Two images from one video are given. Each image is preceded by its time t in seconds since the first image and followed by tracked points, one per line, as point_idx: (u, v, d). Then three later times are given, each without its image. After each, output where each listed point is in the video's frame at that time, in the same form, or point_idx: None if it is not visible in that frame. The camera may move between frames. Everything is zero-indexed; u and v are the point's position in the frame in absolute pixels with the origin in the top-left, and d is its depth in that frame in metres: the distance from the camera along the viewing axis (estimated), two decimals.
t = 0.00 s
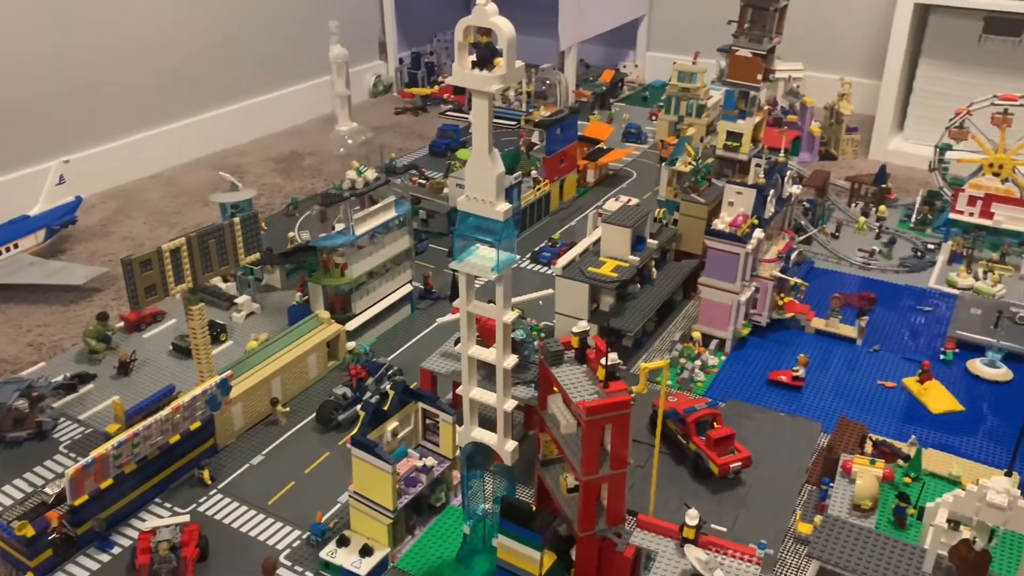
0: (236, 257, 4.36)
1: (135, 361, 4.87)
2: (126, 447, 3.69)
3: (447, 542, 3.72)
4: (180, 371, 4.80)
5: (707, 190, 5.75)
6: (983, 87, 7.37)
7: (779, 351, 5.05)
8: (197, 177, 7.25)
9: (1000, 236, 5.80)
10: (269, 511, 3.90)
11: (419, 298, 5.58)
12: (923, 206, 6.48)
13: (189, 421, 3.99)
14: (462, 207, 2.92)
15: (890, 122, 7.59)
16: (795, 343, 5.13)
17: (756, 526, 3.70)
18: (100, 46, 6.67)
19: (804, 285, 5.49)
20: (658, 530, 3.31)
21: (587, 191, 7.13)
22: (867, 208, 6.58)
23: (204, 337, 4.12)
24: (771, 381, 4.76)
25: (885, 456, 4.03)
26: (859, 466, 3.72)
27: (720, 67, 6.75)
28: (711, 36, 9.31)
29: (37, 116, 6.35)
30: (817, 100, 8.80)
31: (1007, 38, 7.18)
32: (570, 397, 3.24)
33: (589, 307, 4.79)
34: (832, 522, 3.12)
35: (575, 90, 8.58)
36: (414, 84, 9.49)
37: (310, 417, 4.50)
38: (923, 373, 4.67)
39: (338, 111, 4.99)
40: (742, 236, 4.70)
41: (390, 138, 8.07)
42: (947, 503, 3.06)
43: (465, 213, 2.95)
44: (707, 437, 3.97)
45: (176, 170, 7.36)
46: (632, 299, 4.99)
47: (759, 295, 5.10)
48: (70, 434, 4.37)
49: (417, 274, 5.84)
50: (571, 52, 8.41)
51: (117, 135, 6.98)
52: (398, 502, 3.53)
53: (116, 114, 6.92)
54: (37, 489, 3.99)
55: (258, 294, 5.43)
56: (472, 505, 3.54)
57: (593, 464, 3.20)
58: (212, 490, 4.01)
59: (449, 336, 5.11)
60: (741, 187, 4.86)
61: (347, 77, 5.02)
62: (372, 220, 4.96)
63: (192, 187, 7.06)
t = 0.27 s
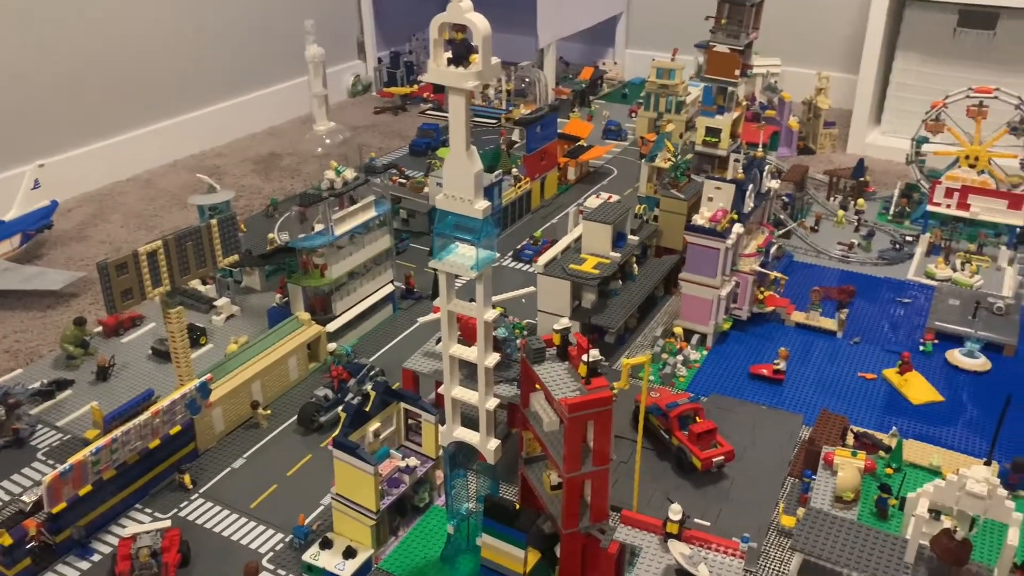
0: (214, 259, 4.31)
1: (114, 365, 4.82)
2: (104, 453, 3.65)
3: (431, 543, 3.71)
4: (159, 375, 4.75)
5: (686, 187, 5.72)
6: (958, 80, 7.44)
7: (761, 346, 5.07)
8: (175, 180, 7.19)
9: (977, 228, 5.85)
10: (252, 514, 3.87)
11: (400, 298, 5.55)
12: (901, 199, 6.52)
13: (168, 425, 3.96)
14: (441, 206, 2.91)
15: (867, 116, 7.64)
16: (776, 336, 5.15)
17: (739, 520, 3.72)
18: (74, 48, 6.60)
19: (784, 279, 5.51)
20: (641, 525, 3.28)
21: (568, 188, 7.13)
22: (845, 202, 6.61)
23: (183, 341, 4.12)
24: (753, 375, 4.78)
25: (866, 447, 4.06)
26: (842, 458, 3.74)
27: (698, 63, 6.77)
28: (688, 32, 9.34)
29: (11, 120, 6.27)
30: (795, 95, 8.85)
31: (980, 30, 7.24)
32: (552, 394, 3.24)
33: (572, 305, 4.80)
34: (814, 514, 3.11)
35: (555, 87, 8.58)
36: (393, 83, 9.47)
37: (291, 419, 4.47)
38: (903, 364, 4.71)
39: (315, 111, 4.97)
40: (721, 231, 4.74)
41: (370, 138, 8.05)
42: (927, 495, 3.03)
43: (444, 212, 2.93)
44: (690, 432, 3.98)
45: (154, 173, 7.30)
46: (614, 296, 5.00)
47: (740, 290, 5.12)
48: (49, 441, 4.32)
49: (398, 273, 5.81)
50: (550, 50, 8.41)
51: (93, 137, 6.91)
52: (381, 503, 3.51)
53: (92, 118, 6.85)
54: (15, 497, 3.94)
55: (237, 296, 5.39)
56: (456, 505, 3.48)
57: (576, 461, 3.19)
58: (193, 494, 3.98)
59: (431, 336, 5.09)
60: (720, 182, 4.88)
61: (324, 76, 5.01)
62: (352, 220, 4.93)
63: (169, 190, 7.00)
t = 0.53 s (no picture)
0: (194, 263, 4.30)
1: (94, 371, 4.78)
2: (84, 460, 3.62)
3: (416, 544, 3.70)
4: (140, 381, 4.72)
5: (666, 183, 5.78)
6: (934, 73, 7.50)
7: (743, 341, 5.09)
8: (153, 183, 7.13)
9: (955, 220, 5.90)
10: (235, 519, 3.84)
11: (383, 299, 5.53)
12: (880, 192, 6.57)
13: (150, 431, 3.93)
14: (419, 207, 2.89)
15: (846, 110, 7.69)
16: (757, 331, 5.18)
17: (723, 515, 3.73)
18: (50, 52, 6.54)
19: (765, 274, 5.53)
20: (626, 522, 3.33)
21: (549, 187, 7.13)
22: (825, 196, 6.65)
23: (162, 345, 4.08)
24: (735, 370, 4.80)
25: (847, 440, 4.07)
26: (824, 451, 3.78)
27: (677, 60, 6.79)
28: (667, 29, 9.36)
29: None
30: (774, 90, 8.89)
31: (956, 24, 7.31)
32: (534, 393, 3.24)
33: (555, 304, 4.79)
34: (797, 507, 3.13)
35: (536, 85, 8.59)
36: (373, 83, 9.44)
37: (274, 422, 4.45)
38: (884, 356, 4.74)
39: (293, 112, 4.95)
40: (702, 228, 4.76)
41: (350, 138, 8.02)
42: (907, 486, 3.08)
43: (423, 212, 2.92)
44: (673, 428, 3.98)
45: (132, 177, 7.24)
46: (596, 293, 5.00)
47: (721, 285, 5.14)
48: (28, 449, 4.27)
49: (380, 274, 5.79)
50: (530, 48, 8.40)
51: (70, 141, 6.85)
52: (365, 505, 3.50)
53: (67, 122, 6.77)
54: None
55: (218, 300, 5.36)
56: (440, 506, 3.49)
57: (559, 459, 3.20)
58: (176, 500, 3.95)
59: (413, 336, 5.07)
60: (700, 179, 4.91)
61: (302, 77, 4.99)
62: (332, 222, 4.90)
63: (148, 193, 6.94)
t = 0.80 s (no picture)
0: (174, 270, 4.27)
1: (76, 381, 4.75)
2: (66, 471, 3.60)
3: (401, 550, 3.69)
4: (122, 390, 4.69)
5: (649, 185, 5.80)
6: (913, 72, 7.56)
7: (726, 341, 5.11)
8: (135, 190, 7.09)
9: (936, 219, 5.94)
10: (219, 528, 3.83)
11: (366, 304, 5.51)
12: (861, 191, 6.61)
13: (132, 440, 3.91)
14: (399, 213, 2.89)
15: (827, 110, 7.73)
16: (741, 332, 5.20)
17: (708, 516, 3.74)
18: (28, 59, 6.50)
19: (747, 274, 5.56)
20: (610, 525, 3.32)
21: (533, 189, 7.14)
22: (807, 196, 6.69)
23: (144, 354, 4.06)
24: (718, 370, 4.83)
25: (830, 439, 4.09)
26: (807, 451, 3.78)
27: (658, 62, 6.81)
28: (648, 30, 9.39)
29: None
30: (756, 91, 8.93)
31: (934, 24, 7.36)
32: (517, 398, 3.24)
33: (538, 306, 4.80)
34: (780, 508, 3.16)
35: (518, 88, 8.59)
36: (356, 87, 9.42)
37: (258, 430, 4.43)
38: (866, 355, 4.77)
39: (274, 118, 4.94)
40: (684, 229, 4.78)
41: (332, 142, 8.00)
42: (888, 485, 3.04)
43: (403, 219, 2.91)
44: (657, 430, 3.99)
45: (113, 183, 7.19)
46: (580, 296, 5.01)
47: (704, 286, 5.17)
48: (9, 460, 4.24)
49: (364, 279, 5.78)
50: (512, 51, 8.40)
51: (49, 148, 6.79)
52: (349, 512, 3.49)
53: (46, 129, 6.72)
54: None
55: (201, 307, 5.34)
56: (425, 511, 3.53)
57: (543, 464, 3.20)
58: (159, 509, 3.93)
59: (397, 341, 5.06)
60: (682, 180, 4.93)
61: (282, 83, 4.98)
62: (314, 228, 4.89)
63: (129, 200, 6.90)
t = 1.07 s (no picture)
0: (161, 276, 4.26)
1: (62, 388, 4.72)
2: (52, 479, 3.57)
3: (391, 554, 3.68)
4: (108, 397, 4.66)
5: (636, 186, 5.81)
6: (897, 72, 7.61)
7: (714, 341, 5.13)
8: (121, 196, 7.05)
9: (921, 217, 5.98)
10: (207, 533, 3.81)
11: (354, 308, 5.50)
12: (847, 191, 6.64)
13: (119, 447, 3.88)
14: (386, 216, 2.88)
15: (812, 110, 7.78)
16: (728, 332, 5.22)
17: (697, 515, 3.75)
18: (12, 65, 6.46)
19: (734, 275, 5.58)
20: (600, 526, 3.31)
21: (520, 191, 7.15)
22: (793, 196, 6.72)
23: (131, 360, 4.02)
24: (707, 371, 4.84)
25: (818, 438, 4.13)
26: (796, 450, 3.78)
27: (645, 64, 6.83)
28: (634, 32, 9.42)
29: None
30: (741, 92, 8.97)
31: (917, 24, 7.42)
32: (506, 400, 3.24)
33: (527, 308, 4.80)
34: (767, 507, 3.18)
35: (505, 91, 8.60)
36: (342, 91, 9.40)
37: (246, 435, 4.42)
38: (852, 354, 4.79)
39: (260, 122, 4.93)
40: (671, 230, 4.80)
41: (319, 146, 7.99)
42: (875, 481, 3.02)
43: (389, 221, 2.91)
44: (646, 430, 4.00)
45: (99, 189, 7.15)
46: (568, 297, 5.02)
47: (691, 287, 5.19)
48: None
49: (352, 282, 5.77)
50: (499, 53, 8.41)
51: (34, 155, 6.75)
52: (338, 516, 3.49)
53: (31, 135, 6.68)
54: None
55: (188, 312, 5.32)
56: (415, 515, 3.53)
57: (532, 465, 3.20)
58: (147, 516, 3.91)
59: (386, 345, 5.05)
60: (668, 182, 4.95)
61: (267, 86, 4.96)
62: (301, 232, 4.88)
63: (115, 206, 6.86)
